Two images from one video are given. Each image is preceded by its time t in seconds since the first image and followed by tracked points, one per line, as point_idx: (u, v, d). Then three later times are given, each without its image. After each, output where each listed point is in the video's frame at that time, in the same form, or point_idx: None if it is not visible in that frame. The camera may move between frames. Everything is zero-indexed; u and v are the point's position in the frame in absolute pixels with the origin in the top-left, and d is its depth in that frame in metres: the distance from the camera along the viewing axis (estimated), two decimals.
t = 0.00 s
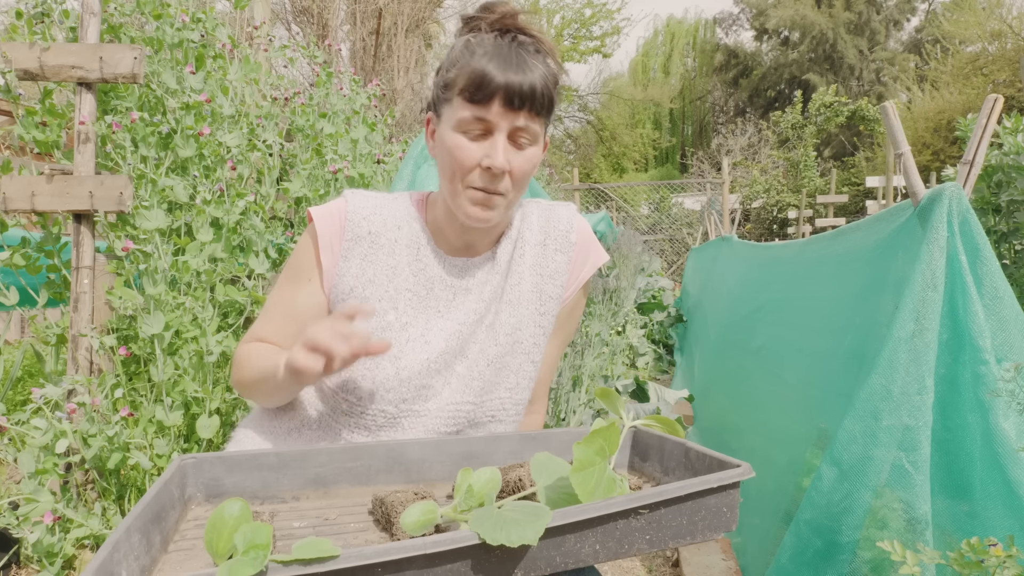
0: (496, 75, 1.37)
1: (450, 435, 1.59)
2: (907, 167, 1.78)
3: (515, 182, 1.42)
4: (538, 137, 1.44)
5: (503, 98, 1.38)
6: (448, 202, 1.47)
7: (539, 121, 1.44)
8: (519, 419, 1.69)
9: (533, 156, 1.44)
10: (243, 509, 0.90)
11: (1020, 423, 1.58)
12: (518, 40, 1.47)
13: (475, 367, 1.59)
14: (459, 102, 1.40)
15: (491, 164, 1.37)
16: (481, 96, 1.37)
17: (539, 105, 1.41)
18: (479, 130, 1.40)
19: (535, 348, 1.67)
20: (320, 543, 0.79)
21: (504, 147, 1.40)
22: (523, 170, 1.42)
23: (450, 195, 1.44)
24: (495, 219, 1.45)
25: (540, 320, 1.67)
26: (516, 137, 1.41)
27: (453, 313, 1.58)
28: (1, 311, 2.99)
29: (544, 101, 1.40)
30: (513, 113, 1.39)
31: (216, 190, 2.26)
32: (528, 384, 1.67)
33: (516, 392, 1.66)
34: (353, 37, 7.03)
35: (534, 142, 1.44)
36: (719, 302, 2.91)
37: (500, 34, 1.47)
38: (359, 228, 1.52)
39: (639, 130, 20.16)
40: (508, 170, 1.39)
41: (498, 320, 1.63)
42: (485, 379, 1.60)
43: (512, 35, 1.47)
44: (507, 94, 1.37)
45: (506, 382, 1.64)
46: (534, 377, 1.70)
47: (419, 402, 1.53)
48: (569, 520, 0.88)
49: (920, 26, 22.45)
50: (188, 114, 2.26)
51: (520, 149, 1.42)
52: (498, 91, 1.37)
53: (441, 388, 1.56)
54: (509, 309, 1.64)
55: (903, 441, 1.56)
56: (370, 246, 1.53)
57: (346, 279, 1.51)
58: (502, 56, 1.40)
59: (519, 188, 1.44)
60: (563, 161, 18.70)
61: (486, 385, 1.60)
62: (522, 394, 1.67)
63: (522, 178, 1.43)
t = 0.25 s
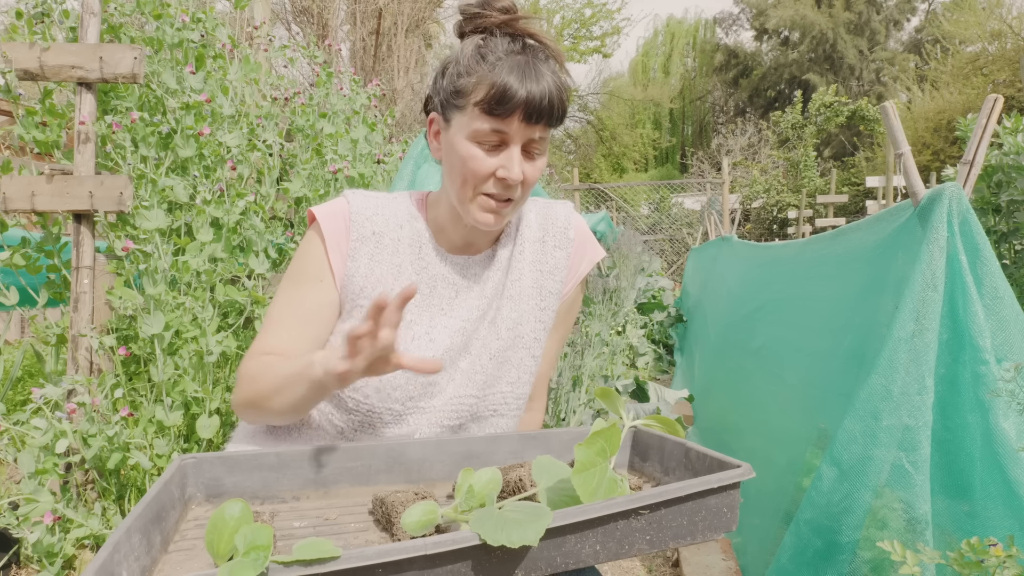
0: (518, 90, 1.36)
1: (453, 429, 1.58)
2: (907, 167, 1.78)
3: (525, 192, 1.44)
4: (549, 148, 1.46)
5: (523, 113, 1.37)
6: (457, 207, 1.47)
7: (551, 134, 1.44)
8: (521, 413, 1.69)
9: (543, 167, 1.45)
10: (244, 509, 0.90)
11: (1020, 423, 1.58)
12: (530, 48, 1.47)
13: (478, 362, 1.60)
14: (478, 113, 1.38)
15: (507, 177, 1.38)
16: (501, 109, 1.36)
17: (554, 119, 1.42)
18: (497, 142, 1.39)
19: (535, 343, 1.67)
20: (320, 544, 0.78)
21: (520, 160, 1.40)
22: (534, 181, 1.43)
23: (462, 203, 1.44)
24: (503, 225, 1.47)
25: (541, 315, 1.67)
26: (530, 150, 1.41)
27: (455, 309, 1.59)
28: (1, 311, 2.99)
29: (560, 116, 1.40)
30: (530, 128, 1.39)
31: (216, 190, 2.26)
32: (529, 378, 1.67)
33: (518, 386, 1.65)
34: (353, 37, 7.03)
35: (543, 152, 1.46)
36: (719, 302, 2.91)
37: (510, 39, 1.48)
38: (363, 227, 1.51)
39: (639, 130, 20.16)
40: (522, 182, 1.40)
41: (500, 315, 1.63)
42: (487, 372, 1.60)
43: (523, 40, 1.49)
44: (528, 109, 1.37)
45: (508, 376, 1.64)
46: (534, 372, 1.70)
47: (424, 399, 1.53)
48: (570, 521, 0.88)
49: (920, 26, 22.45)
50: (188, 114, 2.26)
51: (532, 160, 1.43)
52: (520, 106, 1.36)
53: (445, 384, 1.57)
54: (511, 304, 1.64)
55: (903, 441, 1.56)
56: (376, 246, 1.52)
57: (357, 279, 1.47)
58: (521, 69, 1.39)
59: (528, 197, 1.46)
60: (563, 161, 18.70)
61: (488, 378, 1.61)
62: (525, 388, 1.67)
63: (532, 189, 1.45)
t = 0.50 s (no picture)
0: (517, 87, 1.36)
1: (454, 429, 1.58)
2: (907, 167, 1.78)
3: (526, 190, 1.45)
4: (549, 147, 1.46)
5: (522, 111, 1.37)
6: (457, 205, 1.47)
7: (552, 132, 1.45)
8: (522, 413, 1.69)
9: (544, 166, 1.46)
10: (246, 510, 0.90)
11: (1020, 423, 1.58)
12: (531, 48, 1.47)
13: (480, 362, 1.59)
14: (477, 110, 1.38)
15: (506, 175, 1.38)
16: (500, 106, 1.36)
17: (554, 117, 1.42)
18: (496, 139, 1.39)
19: (537, 343, 1.67)
20: (322, 544, 0.79)
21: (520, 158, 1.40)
22: (535, 179, 1.44)
23: (462, 201, 1.44)
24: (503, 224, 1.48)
25: (542, 315, 1.67)
26: (530, 148, 1.42)
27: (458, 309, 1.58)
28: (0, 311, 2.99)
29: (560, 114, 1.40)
30: (530, 125, 1.39)
31: (216, 190, 2.26)
32: (531, 378, 1.68)
33: (520, 386, 1.65)
34: (353, 37, 7.03)
35: (544, 151, 1.45)
36: (719, 302, 2.91)
37: (512, 39, 1.48)
38: (367, 227, 1.52)
39: (639, 130, 20.16)
40: (522, 180, 1.40)
41: (502, 315, 1.63)
42: (489, 373, 1.60)
43: (524, 40, 1.49)
44: (528, 108, 1.37)
45: (510, 377, 1.64)
46: (536, 373, 1.70)
47: (426, 399, 1.53)
48: (572, 522, 0.88)
49: (920, 26, 22.45)
50: (188, 114, 2.26)
51: (532, 158, 1.43)
52: (519, 103, 1.36)
53: (448, 384, 1.56)
54: (513, 304, 1.63)
55: (904, 441, 1.56)
56: (379, 245, 1.52)
57: (362, 278, 1.48)
58: (521, 67, 1.39)
59: (528, 195, 1.46)
60: (563, 161, 18.70)
61: (490, 378, 1.60)
62: (526, 388, 1.67)
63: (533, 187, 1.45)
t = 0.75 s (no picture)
0: (520, 87, 1.36)
1: (454, 431, 1.58)
2: (908, 167, 1.78)
3: (529, 191, 1.45)
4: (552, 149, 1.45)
5: (525, 112, 1.37)
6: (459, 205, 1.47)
7: (555, 133, 1.44)
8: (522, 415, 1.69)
9: (546, 167, 1.45)
10: (246, 509, 0.90)
11: (1020, 423, 1.58)
12: (536, 49, 1.47)
13: (481, 363, 1.59)
14: (479, 110, 1.38)
15: (508, 175, 1.38)
16: (503, 107, 1.36)
17: (557, 118, 1.41)
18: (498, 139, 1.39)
19: (539, 345, 1.67)
20: (323, 544, 0.79)
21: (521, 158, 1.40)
22: (537, 180, 1.44)
23: (462, 199, 1.45)
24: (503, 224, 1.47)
25: (544, 317, 1.67)
26: (533, 148, 1.42)
27: (458, 310, 1.59)
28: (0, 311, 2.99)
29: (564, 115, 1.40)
30: (533, 126, 1.39)
31: (216, 190, 2.26)
32: (532, 380, 1.67)
33: (520, 388, 1.65)
34: (353, 37, 7.03)
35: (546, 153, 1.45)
36: (719, 302, 2.91)
37: (517, 39, 1.48)
38: (367, 228, 1.52)
39: (639, 130, 20.16)
40: (524, 181, 1.40)
41: (503, 317, 1.63)
42: (490, 374, 1.60)
43: (530, 40, 1.49)
44: (529, 107, 1.37)
45: (510, 378, 1.64)
46: (537, 374, 1.70)
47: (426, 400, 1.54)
48: (572, 522, 0.88)
49: (920, 26, 22.45)
50: (188, 114, 2.26)
51: (534, 159, 1.43)
52: (521, 103, 1.36)
53: (448, 385, 1.56)
54: (514, 306, 1.63)
55: (903, 441, 1.56)
56: (379, 246, 1.52)
57: (360, 279, 1.49)
58: (525, 68, 1.39)
59: (530, 197, 1.46)
60: (563, 161, 18.70)
61: (491, 380, 1.60)
62: (526, 390, 1.66)
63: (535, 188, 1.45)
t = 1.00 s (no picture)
0: (503, 80, 1.35)
1: (452, 431, 1.58)
2: (907, 167, 1.78)
3: (517, 186, 1.43)
4: (542, 144, 1.43)
5: (508, 104, 1.36)
6: (450, 202, 1.49)
7: (544, 127, 1.42)
8: (520, 416, 1.69)
9: (536, 162, 1.44)
10: (245, 510, 0.90)
11: (1020, 423, 1.58)
12: (529, 46, 1.47)
13: (477, 363, 1.60)
14: (464, 105, 1.39)
15: (492, 169, 1.38)
16: (486, 99, 1.36)
17: (544, 111, 1.39)
18: (483, 134, 1.39)
19: (536, 345, 1.66)
20: (321, 544, 0.79)
21: (506, 152, 1.39)
22: (525, 175, 1.42)
23: (450, 194, 1.46)
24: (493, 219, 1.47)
25: (542, 318, 1.66)
26: (520, 143, 1.40)
27: (455, 310, 1.59)
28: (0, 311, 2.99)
29: (549, 108, 1.38)
30: (518, 120, 1.38)
31: (216, 190, 2.26)
32: (529, 381, 1.67)
33: (518, 389, 1.65)
34: (353, 37, 7.02)
35: (537, 148, 1.43)
36: (719, 302, 2.91)
37: (510, 36, 1.48)
38: (364, 227, 1.52)
39: (639, 130, 20.16)
40: (509, 175, 1.40)
41: (500, 317, 1.63)
42: (487, 375, 1.60)
43: (524, 38, 1.49)
44: (512, 99, 1.36)
45: (507, 379, 1.64)
46: (535, 375, 1.70)
47: (422, 401, 1.53)
48: (571, 522, 0.88)
49: (920, 26, 22.45)
50: (188, 114, 2.26)
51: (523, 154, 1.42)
52: (503, 96, 1.35)
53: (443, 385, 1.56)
54: (512, 306, 1.63)
55: (903, 441, 1.56)
56: (375, 245, 1.52)
57: (355, 278, 1.49)
58: (510, 61, 1.38)
59: (520, 192, 1.45)
60: (563, 161, 18.70)
61: (488, 380, 1.61)
62: (524, 390, 1.67)
63: (524, 183, 1.44)
